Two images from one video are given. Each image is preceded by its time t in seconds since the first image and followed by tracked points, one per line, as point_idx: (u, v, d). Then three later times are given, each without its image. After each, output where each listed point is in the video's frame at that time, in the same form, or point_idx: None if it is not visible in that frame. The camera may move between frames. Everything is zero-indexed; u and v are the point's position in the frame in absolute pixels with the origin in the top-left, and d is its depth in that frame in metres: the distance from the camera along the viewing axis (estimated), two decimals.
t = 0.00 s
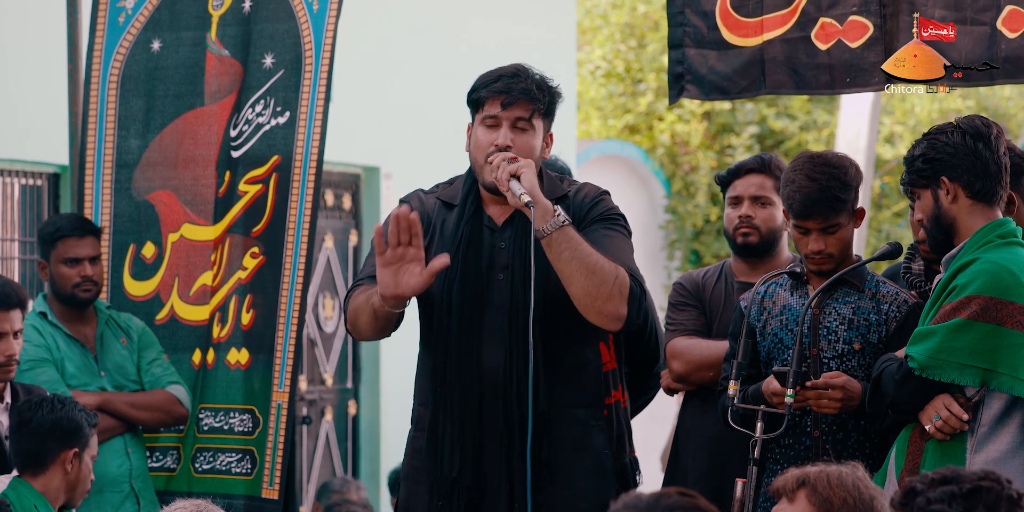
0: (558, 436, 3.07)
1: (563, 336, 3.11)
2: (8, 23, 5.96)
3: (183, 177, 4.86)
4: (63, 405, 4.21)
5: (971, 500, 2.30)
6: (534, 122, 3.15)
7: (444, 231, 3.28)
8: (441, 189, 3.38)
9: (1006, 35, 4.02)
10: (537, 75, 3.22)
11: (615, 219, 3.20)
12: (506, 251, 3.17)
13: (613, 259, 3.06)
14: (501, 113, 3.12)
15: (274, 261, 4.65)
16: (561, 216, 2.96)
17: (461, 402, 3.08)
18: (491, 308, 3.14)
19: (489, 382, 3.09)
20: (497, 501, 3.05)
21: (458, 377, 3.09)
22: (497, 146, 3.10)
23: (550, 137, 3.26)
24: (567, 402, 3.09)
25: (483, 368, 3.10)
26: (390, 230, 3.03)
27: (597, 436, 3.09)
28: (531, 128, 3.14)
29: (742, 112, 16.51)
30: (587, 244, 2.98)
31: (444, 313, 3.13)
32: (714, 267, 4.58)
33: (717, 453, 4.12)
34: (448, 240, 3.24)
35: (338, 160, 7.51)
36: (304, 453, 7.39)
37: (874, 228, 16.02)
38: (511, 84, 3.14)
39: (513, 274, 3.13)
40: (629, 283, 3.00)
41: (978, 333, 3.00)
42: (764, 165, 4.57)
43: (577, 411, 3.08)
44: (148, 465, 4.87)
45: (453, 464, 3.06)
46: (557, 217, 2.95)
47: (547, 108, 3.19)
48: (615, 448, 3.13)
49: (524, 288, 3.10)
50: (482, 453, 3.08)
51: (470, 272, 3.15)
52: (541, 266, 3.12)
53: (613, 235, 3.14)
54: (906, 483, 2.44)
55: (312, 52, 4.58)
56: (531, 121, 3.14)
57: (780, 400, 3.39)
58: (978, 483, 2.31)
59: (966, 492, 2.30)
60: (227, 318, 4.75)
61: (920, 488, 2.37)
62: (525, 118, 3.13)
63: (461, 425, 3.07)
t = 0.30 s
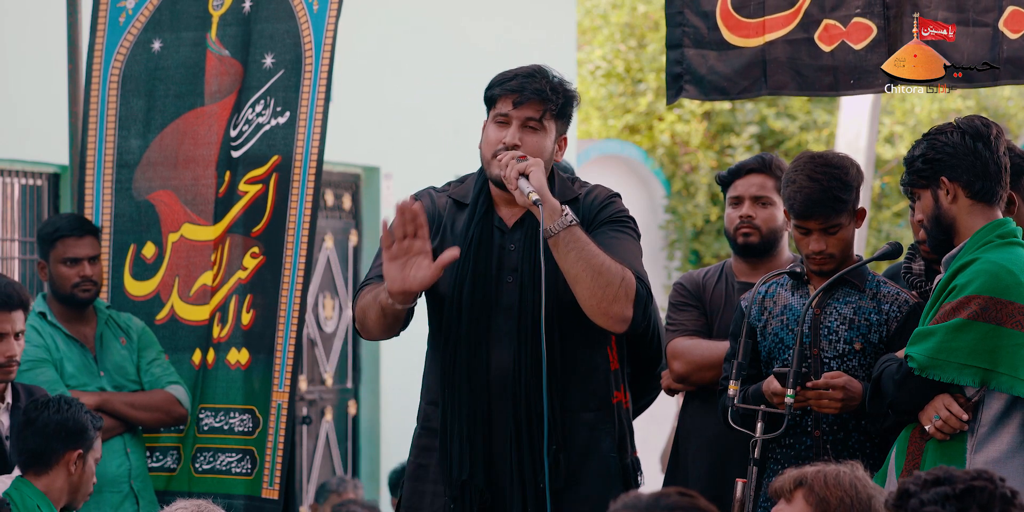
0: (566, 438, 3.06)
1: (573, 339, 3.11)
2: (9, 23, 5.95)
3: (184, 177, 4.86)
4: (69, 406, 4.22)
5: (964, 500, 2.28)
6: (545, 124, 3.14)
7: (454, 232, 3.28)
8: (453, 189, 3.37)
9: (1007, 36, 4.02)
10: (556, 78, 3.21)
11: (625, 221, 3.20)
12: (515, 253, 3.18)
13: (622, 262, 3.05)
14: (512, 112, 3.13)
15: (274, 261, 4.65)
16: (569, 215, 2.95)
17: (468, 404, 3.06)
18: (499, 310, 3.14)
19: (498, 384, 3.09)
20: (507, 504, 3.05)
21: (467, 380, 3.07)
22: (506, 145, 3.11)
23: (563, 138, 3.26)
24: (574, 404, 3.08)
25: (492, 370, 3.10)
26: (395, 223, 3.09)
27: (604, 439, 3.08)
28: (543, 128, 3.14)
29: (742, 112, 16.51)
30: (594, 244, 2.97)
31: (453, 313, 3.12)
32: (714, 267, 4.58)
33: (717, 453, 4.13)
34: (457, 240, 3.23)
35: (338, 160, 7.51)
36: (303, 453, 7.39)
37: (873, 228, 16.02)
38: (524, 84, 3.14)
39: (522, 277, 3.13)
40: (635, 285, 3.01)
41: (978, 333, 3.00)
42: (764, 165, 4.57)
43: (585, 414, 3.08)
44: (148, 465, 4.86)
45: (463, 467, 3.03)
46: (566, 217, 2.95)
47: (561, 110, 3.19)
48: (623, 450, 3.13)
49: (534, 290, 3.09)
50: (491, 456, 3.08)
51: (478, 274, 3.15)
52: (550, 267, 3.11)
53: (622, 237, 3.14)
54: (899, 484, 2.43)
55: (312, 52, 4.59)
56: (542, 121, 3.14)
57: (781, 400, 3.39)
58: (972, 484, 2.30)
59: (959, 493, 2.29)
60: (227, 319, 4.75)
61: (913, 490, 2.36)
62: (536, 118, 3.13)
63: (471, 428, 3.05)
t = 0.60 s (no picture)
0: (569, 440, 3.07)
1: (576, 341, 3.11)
2: (9, 22, 5.95)
3: (184, 177, 4.86)
4: (66, 405, 4.21)
5: (958, 500, 2.28)
6: (550, 122, 3.15)
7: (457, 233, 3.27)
8: (457, 190, 3.36)
9: (1007, 36, 4.02)
10: (561, 77, 3.21)
11: (626, 222, 3.20)
12: (518, 254, 3.18)
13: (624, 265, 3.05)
14: (516, 111, 3.12)
15: (274, 261, 4.65)
16: (569, 216, 2.96)
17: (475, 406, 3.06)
18: (502, 312, 3.14)
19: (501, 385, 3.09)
20: (511, 505, 3.05)
21: (472, 381, 3.07)
22: (510, 144, 3.11)
23: (566, 139, 3.26)
24: (577, 405, 3.08)
25: (496, 371, 3.10)
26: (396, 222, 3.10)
27: (609, 441, 3.08)
28: (548, 128, 3.15)
29: (743, 112, 16.51)
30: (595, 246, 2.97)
31: (457, 314, 3.12)
32: (715, 267, 4.58)
33: (718, 453, 4.12)
34: (461, 241, 3.22)
35: (338, 160, 7.51)
36: (303, 453, 7.39)
37: (873, 229, 16.01)
38: (529, 83, 3.14)
39: (525, 278, 3.13)
40: (636, 287, 3.00)
41: (978, 333, 3.00)
42: (766, 165, 4.57)
43: (589, 416, 3.08)
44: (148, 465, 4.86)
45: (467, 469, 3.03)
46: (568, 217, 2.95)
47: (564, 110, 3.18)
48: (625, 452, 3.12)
49: (538, 291, 3.09)
50: (495, 456, 3.08)
51: (482, 274, 3.14)
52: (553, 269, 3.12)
53: (624, 239, 3.14)
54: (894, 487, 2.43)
55: (312, 52, 4.59)
56: (547, 121, 3.14)
57: (781, 399, 3.39)
58: (965, 485, 2.29)
59: (953, 494, 2.29)
60: (227, 318, 4.75)
61: (907, 490, 2.36)
62: (541, 117, 3.13)
63: (475, 429, 3.05)
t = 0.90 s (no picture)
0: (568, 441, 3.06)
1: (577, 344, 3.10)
2: (9, 22, 5.95)
3: (184, 177, 4.85)
4: (61, 404, 4.20)
5: (944, 503, 2.27)
6: (550, 123, 3.14)
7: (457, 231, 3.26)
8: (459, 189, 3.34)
9: (1008, 36, 4.02)
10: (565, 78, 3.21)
11: (626, 223, 3.20)
12: (518, 254, 3.17)
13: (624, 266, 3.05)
14: (516, 110, 3.12)
15: (274, 261, 4.65)
16: (569, 217, 2.97)
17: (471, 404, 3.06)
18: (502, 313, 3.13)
19: (501, 385, 3.09)
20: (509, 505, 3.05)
21: (471, 380, 3.07)
22: (509, 144, 3.11)
23: (569, 139, 3.26)
24: (577, 406, 3.08)
25: (496, 372, 3.10)
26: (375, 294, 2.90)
27: (609, 442, 3.08)
28: (548, 127, 3.14)
29: (743, 112, 16.50)
30: (594, 246, 2.97)
31: (456, 315, 3.11)
32: (717, 266, 4.57)
33: (719, 453, 4.13)
34: (461, 240, 3.21)
35: (338, 160, 7.51)
36: (303, 453, 7.39)
37: (873, 229, 16.00)
38: (530, 82, 3.14)
39: (523, 278, 3.13)
40: (635, 287, 3.00)
41: (978, 333, 2.99)
42: (768, 165, 4.58)
43: (590, 417, 3.08)
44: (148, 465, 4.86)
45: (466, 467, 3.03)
46: (568, 217, 2.96)
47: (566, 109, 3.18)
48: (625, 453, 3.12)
49: (536, 291, 3.09)
50: (493, 456, 3.08)
51: (481, 274, 3.13)
52: (551, 271, 3.11)
53: (623, 239, 3.14)
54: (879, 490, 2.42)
55: (312, 53, 4.59)
56: (547, 121, 3.13)
57: (781, 399, 3.39)
58: (950, 486, 2.28)
59: (938, 496, 2.27)
60: (227, 318, 4.75)
61: (892, 494, 2.34)
62: (540, 117, 3.13)
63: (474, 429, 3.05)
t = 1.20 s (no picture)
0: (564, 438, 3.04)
1: (573, 342, 3.09)
2: (9, 22, 5.95)
3: (184, 177, 4.85)
4: (58, 404, 4.18)
5: (929, 506, 2.27)
6: (561, 115, 3.15)
7: (451, 229, 3.26)
8: (459, 188, 3.36)
9: (1008, 36, 4.02)
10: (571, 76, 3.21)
11: (627, 221, 3.19)
12: (516, 250, 3.16)
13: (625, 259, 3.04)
14: (529, 101, 3.13)
15: (274, 261, 4.65)
16: (572, 204, 2.95)
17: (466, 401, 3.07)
18: (495, 308, 3.13)
19: (496, 382, 3.08)
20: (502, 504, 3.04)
21: (464, 376, 3.07)
22: (521, 132, 3.10)
23: (573, 138, 3.25)
24: (575, 404, 3.06)
25: (491, 369, 3.09)
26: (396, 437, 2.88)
27: (607, 442, 3.06)
28: (557, 119, 3.14)
29: (743, 112, 16.50)
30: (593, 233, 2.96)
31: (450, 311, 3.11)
32: (718, 266, 4.57)
33: (720, 452, 4.13)
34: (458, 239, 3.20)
35: (338, 160, 7.51)
36: (304, 453, 7.39)
37: (874, 229, 15.99)
38: (543, 76, 3.15)
39: (521, 274, 3.12)
40: (635, 279, 2.99)
41: (978, 333, 2.99)
42: (770, 165, 4.58)
43: (587, 416, 3.06)
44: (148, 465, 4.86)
45: (460, 464, 3.05)
46: (570, 205, 2.94)
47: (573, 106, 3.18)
48: (624, 453, 3.10)
49: (532, 287, 3.08)
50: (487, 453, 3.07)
51: (476, 269, 3.13)
52: (550, 266, 3.10)
53: (624, 235, 3.13)
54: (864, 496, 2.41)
55: (312, 53, 4.59)
56: (558, 113, 3.14)
57: (781, 399, 3.39)
58: (935, 488, 2.28)
59: (924, 499, 2.27)
60: (227, 318, 4.75)
61: (878, 499, 2.35)
62: (552, 109, 3.13)
63: (465, 424, 3.06)
